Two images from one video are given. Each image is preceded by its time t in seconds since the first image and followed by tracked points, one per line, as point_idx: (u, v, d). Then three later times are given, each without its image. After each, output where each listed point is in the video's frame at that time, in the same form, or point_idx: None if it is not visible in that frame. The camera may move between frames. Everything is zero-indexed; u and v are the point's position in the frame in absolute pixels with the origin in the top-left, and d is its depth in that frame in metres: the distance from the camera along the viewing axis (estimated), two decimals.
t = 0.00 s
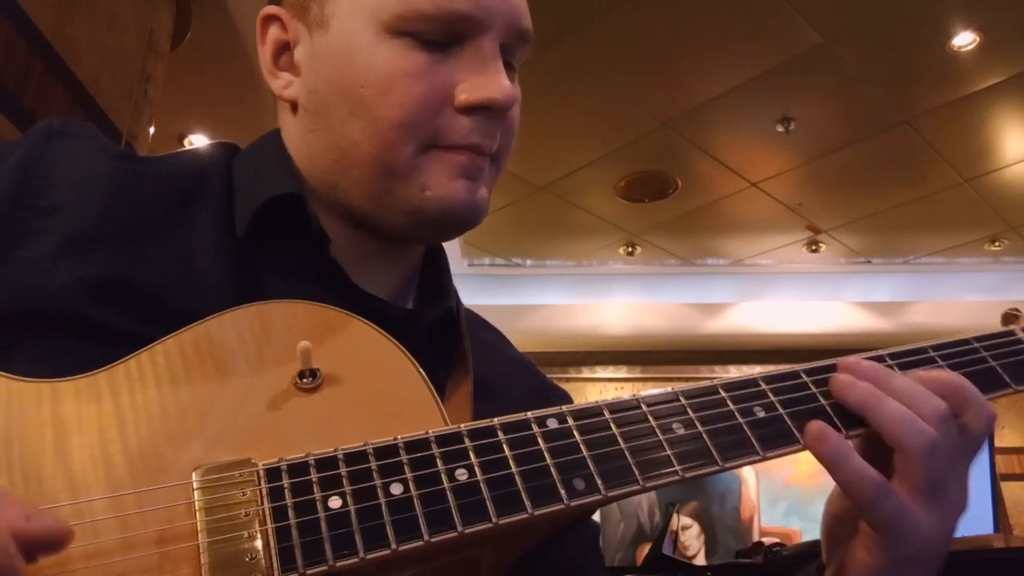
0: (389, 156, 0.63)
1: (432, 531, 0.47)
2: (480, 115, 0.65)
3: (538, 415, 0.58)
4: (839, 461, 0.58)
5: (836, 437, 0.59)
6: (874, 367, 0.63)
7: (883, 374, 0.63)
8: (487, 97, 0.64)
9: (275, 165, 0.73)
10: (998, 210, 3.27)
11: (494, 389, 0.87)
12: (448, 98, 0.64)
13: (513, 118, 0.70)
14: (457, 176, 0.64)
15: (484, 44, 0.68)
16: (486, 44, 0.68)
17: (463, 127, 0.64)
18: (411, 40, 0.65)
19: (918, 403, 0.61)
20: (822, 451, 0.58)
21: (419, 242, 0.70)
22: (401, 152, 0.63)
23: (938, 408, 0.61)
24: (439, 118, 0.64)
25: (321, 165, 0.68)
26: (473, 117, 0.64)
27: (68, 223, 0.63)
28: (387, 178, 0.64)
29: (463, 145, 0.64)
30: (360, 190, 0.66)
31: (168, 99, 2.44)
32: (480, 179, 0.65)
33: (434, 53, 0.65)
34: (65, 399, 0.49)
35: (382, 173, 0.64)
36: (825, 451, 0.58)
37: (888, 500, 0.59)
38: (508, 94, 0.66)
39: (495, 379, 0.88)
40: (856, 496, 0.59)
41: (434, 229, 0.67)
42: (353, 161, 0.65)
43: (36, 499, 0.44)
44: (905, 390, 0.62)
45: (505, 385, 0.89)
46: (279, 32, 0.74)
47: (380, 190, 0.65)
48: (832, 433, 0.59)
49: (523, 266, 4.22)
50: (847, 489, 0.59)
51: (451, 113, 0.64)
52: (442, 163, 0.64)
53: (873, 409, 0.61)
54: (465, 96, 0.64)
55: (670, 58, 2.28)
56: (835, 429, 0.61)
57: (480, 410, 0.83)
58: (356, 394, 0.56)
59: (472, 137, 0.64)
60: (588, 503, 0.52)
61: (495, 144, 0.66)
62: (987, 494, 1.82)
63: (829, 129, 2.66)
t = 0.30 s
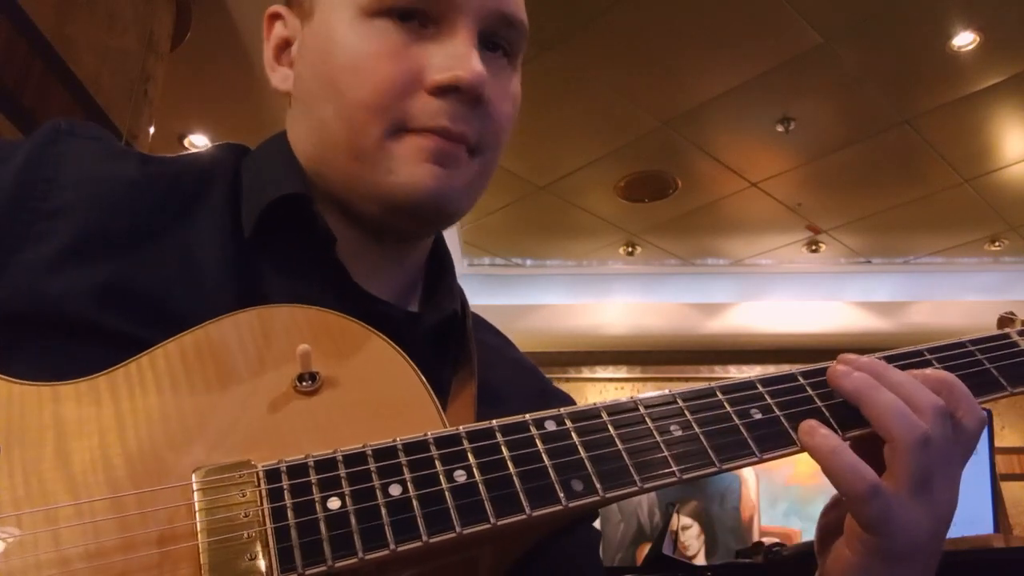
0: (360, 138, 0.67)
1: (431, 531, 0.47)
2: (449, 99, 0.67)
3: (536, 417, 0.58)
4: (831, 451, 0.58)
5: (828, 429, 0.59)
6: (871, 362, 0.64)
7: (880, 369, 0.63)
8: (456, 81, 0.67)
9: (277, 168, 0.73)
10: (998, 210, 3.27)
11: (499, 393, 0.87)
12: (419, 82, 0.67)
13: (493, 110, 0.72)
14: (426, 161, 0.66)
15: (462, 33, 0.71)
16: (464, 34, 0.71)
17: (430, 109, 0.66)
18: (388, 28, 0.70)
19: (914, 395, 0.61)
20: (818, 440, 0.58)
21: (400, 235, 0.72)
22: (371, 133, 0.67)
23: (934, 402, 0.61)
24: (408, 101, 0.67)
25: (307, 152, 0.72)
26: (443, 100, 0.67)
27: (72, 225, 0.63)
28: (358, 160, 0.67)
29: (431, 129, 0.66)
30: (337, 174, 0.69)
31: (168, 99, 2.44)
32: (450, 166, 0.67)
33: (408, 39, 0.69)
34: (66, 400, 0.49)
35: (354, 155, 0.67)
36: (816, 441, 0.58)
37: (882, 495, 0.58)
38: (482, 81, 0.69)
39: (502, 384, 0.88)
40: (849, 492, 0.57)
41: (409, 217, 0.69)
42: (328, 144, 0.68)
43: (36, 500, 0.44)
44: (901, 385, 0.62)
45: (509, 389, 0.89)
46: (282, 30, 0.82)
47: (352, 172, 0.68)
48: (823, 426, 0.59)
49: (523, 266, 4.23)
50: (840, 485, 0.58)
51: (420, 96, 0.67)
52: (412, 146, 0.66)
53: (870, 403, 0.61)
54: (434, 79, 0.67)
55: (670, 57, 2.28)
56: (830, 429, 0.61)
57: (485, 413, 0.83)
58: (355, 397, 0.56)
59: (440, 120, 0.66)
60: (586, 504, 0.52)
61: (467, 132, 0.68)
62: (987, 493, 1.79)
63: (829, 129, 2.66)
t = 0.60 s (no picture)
0: (350, 121, 0.71)
1: (434, 534, 0.47)
2: (437, 86, 0.70)
3: (539, 420, 0.58)
4: (830, 455, 0.57)
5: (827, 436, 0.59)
6: (867, 370, 0.64)
7: (876, 376, 0.63)
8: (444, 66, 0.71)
9: (280, 169, 0.74)
10: (998, 210, 3.27)
11: (501, 395, 0.87)
12: (411, 66, 0.72)
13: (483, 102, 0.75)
14: (414, 145, 0.69)
15: (455, 28, 0.76)
16: (457, 28, 0.76)
17: (417, 91, 0.70)
18: (387, 19, 0.75)
19: (911, 403, 0.61)
20: (819, 444, 0.58)
21: (389, 226, 0.74)
22: (360, 116, 0.70)
23: (933, 410, 0.61)
24: (397, 85, 0.71)
25: (304, 140, 0.75)
26: (432, 83, 0.71)
27: (77, 225, 0.63)
28: (347, 143, 0.70)
29: (417, 113, 0.69)
30: (328, 159, 0.72)
31: (168, 99, 2.44)
32: (436, 152, 0.69)
33: (403, 28, 0.74)
34: (69, 401, 0.49)
35: (343, 138, 0.71)
36: (817, 447, 0.58)
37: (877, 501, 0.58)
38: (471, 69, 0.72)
39: (503, 386, 0.88)
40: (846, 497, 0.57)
41: (399, 205, 0.71)
42: (321, 128, 0.72)
43: (38, 500, 0.44)
44: (897, 392, 0.62)
45: (511, 390, 0.89)
46: (293, 26, 0.90)
47: (341, 155, 0.71)
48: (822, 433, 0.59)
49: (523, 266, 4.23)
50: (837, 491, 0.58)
51: (409, 80, 0.71)
52: (398, 130, 0.69)
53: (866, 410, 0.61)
54: (424, 63, 0.71)
55: (669, 58, 2.28)
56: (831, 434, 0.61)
57: (486, 416, 0.83)
58: (357, 398, 0.56)
59: (427, 103, 0.69)
60: (589, 508, 0.52)
61: (454, 119, 0.70)
62: (987, 494, 1.79)
63: (829, 129, 2.66)
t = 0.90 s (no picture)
0: (352, 119, 0.71)
1: (435, 532, 0.46)
2: (437, 81, 0.71)
3: (542, 418, 0.58)
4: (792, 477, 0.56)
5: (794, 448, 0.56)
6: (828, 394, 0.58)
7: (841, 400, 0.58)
8: (444, 61, 0.72)
9: (282, 168, 0.74)
10: (998, 210, 3.27)
11: (497, 395, 0.87)
12: (411, 64, 0.73)
13: (481, 97, 0.76)
14: (416, 140, 0.69)
15: (453, 25, 0.77)
16: (454, 25, 0.77)
17: (418, 87, 0.71)
18: (386, 19, 0.76)
19: (874, 428, 0.56)
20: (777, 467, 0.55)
21: (392, 223, 0.74)
22: (363, 114, 0.71)
23: (896, 434, 0.56)
24: (398, 82, 0.71)
25: (304, 139, 0.75)
26: (433, 79, 0.72)
27: (81, 227, 0.63)
28: (350, 140, 0.71)
29: (419, 108, 0.70)
30: (330, 156, 0.72)
31: (168, 99, 2.44)
32: (437, 147, 0.70)
33: (402, 27, 0.76)
34: (72, 399, 0.49)
35: (346, 136, 0.71)
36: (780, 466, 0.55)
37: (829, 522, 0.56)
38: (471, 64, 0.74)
39: (501, 387, 0.88)
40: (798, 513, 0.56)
41: (401, 201, 0.71)
42: (323, 126, 0.73)
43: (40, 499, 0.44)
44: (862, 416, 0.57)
45: (508, 391, 0.89)
46: (291, 31, 0.90)
47: (343, 153, 0.71)
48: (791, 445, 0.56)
49: (523, 266, 4.23)
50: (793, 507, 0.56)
51: (409, 77, 0.72)
52: (400, 126, 0.70)
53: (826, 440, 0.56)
54: (425, 59, 0.72)
55: (669, 58, 2.28)
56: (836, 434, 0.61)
57: (484, 416, 0.83)
58: (359, 397, 0.56)
59: (428, 99, 0.70)
60: (591, 506, 0.52)
61: (455, 113, 0.71)
62: (987, 493, 1.79)
63: (829, 130, 2.66)
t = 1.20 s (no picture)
0: (349, 120, 0.71)
1: (431, 530, 0.47)
2: (432, 81, 0.72)
3: (538, 415, 0.58)
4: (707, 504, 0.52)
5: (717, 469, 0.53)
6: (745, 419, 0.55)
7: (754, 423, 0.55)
8: (438, 61, 0.73)
9: (280, 168, 0.74)
10: (998, 210, 3.27)
11: (495, 394, 0.87)
12: (406, 64, 0.73)
13: (475, 97, 0.77)
14: (412, 141, 0.70)
15: (445, 26, 0.78)
16: (447, 26, 0.78)
17: (413, 87, 0.71)
18: (381, 22, 0.77)
19: (788, 455, 0.55)
20: (699, 490, 0.52)
21: (388, 223, 0.74)
22: (360, 116, 0.71)
23: (809, 463, 0.55)
24: (394, 83, 0.72)
25: (300, 141, 0.76)
26: (428, 79, 0.72)
27: (80, 227, 0.63)
28: (347, 142, 0.71)
29: (416, 108, 0.70)
30: (327, 157, 0.72)
31: (168, 99, 2.44)
32: (433, 147, 0.70)
33: (396, 29, 0.76)
34: (70, 399, 0.49)
35: (343, 137, 0.71)
36: (704, 489, 0.52)
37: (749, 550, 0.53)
38: (464, 64, 0.74)
39: (497, 385, 0.88)
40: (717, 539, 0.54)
41: (399, 202, 0.71)
42: (320, 127, 0.73)
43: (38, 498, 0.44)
44: (775, 440, 0.55)
45: (505, 390, 0.89)
46: (285, 36, 0.90)
47: (340, 155, 0.71)
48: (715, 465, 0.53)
49: (523, 266, 4.23)
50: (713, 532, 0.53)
51: (405, 77, 0.72)
52: (397, 127, 0.70)
53: (745, 468, 0.53)
54: (420, 60, 0.73)
55: (669, 58, 2.28)
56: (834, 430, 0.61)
57: (478, 414, 0.83)
58: (356, 396, 0.56)
59: (423, 98, 0.71)
60: (588, 503, 0.52)
61: (451, 112, 0.72)
62: (987, 494, 1.77)
63: (829, 130, 2.66)
